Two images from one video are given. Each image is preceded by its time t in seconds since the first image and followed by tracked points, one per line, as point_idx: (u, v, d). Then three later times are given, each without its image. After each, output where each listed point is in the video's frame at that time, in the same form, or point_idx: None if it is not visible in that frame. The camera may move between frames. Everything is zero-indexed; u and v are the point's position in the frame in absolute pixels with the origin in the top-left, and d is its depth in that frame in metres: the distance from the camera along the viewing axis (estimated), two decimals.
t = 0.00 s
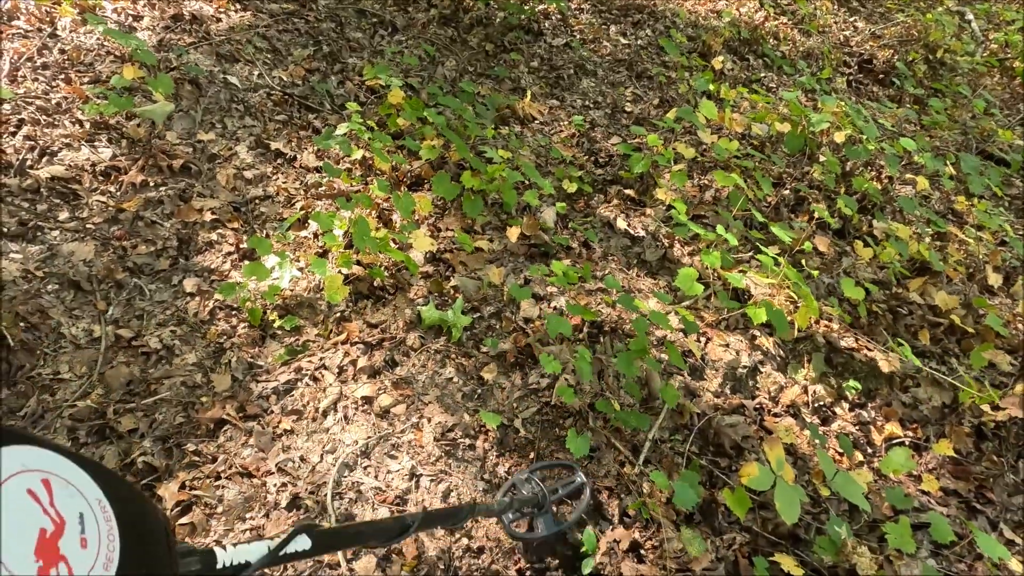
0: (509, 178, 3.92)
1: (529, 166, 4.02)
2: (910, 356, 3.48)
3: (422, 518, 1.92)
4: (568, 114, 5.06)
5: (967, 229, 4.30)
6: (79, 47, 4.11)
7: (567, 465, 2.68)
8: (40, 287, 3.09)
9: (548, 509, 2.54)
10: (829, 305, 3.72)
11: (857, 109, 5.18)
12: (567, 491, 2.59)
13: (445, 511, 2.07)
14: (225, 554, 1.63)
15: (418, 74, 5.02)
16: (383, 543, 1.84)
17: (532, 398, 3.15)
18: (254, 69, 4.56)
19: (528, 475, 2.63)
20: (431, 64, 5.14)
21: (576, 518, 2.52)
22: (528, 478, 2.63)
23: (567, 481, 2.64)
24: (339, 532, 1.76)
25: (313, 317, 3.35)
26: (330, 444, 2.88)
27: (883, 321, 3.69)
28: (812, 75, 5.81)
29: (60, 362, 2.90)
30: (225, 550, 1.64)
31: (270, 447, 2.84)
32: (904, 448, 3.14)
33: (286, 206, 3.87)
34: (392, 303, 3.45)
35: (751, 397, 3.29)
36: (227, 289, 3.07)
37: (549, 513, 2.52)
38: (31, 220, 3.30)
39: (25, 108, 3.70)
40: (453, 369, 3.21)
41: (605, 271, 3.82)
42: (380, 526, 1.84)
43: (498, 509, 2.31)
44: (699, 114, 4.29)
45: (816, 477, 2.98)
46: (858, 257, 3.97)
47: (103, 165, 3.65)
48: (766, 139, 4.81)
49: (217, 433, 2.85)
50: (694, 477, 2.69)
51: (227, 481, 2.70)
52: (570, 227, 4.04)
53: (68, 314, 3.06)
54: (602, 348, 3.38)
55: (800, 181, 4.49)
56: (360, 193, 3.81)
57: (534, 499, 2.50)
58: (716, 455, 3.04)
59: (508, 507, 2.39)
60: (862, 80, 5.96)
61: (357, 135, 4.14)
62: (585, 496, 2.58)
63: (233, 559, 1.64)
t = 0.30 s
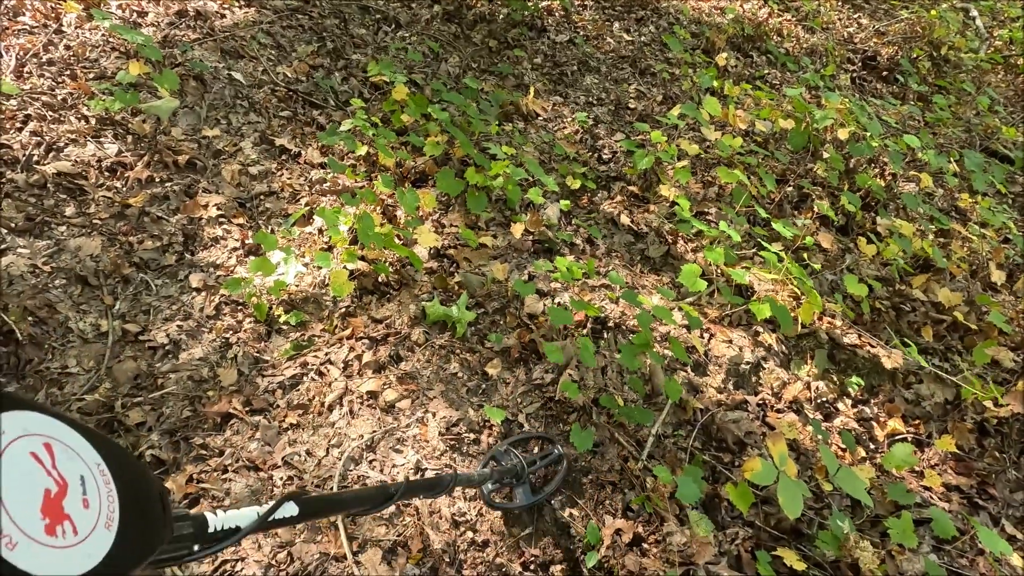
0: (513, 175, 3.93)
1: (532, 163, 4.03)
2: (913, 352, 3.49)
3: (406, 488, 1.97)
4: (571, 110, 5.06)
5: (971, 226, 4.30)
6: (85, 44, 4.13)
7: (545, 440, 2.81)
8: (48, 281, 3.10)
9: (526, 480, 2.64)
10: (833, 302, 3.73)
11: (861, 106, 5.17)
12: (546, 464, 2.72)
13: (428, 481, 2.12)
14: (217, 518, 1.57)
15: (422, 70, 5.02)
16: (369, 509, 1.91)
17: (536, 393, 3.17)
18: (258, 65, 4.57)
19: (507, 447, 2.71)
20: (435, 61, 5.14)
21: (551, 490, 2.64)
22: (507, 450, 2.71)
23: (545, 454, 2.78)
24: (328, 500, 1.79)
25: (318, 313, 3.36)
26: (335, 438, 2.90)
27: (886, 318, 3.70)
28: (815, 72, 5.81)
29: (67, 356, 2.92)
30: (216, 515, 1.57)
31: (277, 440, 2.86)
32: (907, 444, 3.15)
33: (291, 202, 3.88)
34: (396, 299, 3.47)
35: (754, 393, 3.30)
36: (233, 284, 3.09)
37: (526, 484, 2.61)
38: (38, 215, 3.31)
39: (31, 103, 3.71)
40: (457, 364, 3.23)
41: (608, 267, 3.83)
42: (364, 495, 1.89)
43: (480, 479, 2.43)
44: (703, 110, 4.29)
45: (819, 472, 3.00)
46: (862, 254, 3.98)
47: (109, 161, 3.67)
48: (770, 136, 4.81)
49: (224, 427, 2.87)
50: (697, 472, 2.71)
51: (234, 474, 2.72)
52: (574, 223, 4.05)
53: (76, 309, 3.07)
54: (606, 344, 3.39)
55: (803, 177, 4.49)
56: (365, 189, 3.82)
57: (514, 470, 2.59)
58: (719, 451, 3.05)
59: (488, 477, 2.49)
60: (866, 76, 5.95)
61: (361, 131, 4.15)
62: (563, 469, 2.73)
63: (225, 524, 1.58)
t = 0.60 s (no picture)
0: (519, 173, 3.94)
1: (538, 161, 4.03)
2: (918, 351, 3.49)
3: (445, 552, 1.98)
4: (576, 109, 5.06)
5: (976, 225, 4.30)
6: (91, 42, 4.14)
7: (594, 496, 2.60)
8: (56, 279, 3.12)
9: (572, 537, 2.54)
10: (838, 301, 3.73)
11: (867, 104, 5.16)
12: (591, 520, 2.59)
13: (468, 543, 2.12)
14: None
15: (427, 68, 5.03)
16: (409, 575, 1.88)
17: (541, 391, 3.18)
18: (264, 63, 4.58)
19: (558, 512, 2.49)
20: (440, 59, 5.14)
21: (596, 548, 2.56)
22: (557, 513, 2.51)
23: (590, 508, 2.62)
24: (367, 564, 1.78)
25: (325, 310, 3.38)
26: (342, 435, 2.92)
27: (891, 316, 3.70)
28: (820, 70, 5.80)
29: (76, 353, 2.94)
30: None
31: (284, 437, 2.88)
32: (911, 442, 3.16)
33: (297, 200, 3.89)
34: (402, 297, 3.48)
35: (758, 392, 3.31)
36: (241, 281, 3.11)
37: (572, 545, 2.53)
38: (46, 213, 3.33)
39: (39, 101, 3.73)
40: (463, 362, 3.24)
41: (613, 265, 3.84)
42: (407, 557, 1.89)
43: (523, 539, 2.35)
44: (708, 108, 4.29)
45: (823, 470, 3.01)
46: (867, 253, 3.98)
47: (116, 159, 3.68)
48: (775, 134, 4.81)
49: (232, 423, 2.89)
50: (703, 470, 2.71)
51: (243, 471, 2.74)
52: (579, 221, 4.06)
53: (84, 306, 3.09)
54: (611, 342, 3.40)
55: (808, 176, 4.49)
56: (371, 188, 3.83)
57: (560, 529, 2.48)
58: (724, 449, 3.06)
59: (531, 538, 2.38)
60: (871, 74, 5.94)
61: (367, 129, 4.16)
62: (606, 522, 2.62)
63: None
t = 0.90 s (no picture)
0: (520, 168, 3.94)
1: (539, 155, 4.03)
2: (918, 346, 3.49)
3: (405, 519, 1.94)
4: (578, 104, 5.06)
5: (978, 221, 4.29)
6: (94, 36, 4.15)
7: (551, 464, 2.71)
8: (59, 271, 3.14)
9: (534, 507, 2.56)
10: (838, 296, 3.73)
11: (869, 100, 5.15)
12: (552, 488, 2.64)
13: (430, 511, 2.06)
14: (195, 555, 1.50)
15: (429, 63, 5.03)
16: (363, 542, 1.84)
17: (541, 384, 3.19)
18: (266, 58, 4.59)
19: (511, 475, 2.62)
20: (442, 53, 5.14)
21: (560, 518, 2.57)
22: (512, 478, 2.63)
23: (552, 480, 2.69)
24: (320, 533, 1.72)
25: (327, 304, 3.40)
26: (344, 427, 2.93)
27: (892, 312, 3.70)
28: (823, 65, 5.78)
29: (80, 345, 2.95)
30: (194, 551, 1.51)
31: (286, 429, 2.90)
32: (911, 437, 3.16)
33: (299, 194, 3.90)
34: (404, 291, 3.50)
35: (758, 386, 3.31)
36: (242, 274, 3.12)
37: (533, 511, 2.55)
38: (50, 206, 3.35)
39: (42, 95, 3.74)
40: (464, 355, 3.26)
41: (614, 260, 3.85)
42: (364, 525, 1.84)
43: (484, 506, 2.35)
44: (710, 104, 4.29)
45: (823, 464, 3.02)
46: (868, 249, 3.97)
47: (119, 153, 3.70)
48: (777, 130, 4.80)
49: (234, 415, 2.91)
50: (701, 463, 2.72)
51: (245, 462, 2.76)
52: (581, 216, 4.06)
53: (88, 299, 3.11)
54: (611, 336, 3.41)
55: (810, 172, 4.48)
56: (373, 182, 3.84)
57: (520, 498, 2.52)
58: (724, 442, 3.07)
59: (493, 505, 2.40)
60: (874, 71, 5.92)
61: (368, 123, 4.17)
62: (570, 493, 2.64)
63: (203, 560, 1.51)
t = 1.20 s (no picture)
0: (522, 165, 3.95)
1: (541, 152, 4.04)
2: (919, 344, 3.51)
3: (294, 542, 1.79)
4: (580, 101, 5.06)
5: (980, 220, 4.30)
6: (99, 32, 4.17)
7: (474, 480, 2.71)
8: (64, 266, 3.16)
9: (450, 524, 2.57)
10: (839, 294, 3.74)
11: (872, 97, 5.14)
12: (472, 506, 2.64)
13: (329, 531, 1.93)
14: None
15: (431, 59, 5.03)
16: (240, 569, 1.63)
17: (542, 380, 3.21)
18: (269, 54, 4.60)
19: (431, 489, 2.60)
20: (445, 50, 5.15)
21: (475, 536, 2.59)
22: (431, 493, 2.61)
23: (472, 496, 2.69)
24: (189, 558, 1.47)
25: (329, 300, 3.42)
26: (346, 422, 2.96)
27: (893, 310, 3.72)
28: (826, 63, 5.77)
29: (85, 339, 2.98)
30: None
31: (289, 423, 2.92)
32: (910, 435, 3.18)
33: (302, 190, 3.92)
34: (406, 287, 3.51)
35: (759, 383, 3.33)
36: (246, 269, 3.14)
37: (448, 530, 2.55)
38: (55, 201, 3.36)
39: (46, 90, 3.75)
40: (466, 351, 3.28)
41: (616, 257, 3.86)
42: (243, 551, 1.64)
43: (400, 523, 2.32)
44: (712, 101, 4.29)
45: (822, 461, 3.03)
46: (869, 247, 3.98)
47: (123, 148, 3.71)
48: (779, 128, 4.80)
49: (238, 409, 2.93)
50: (702, 459, 2.73)
51: (249, 456, 2.79)
52: (583, 213, 4.07)
53: (93, 294, 3.13)
54: (613, 333, 3.42)
55: (812, 169, 4.48)
56: (376, 178, 3.86)
57: (438, 515, 2.51)
58: (724, 439, 3.09)
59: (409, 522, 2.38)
60: (877, 68, 5.91)
61: (371, 119, 4.17)
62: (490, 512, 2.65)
63: None
